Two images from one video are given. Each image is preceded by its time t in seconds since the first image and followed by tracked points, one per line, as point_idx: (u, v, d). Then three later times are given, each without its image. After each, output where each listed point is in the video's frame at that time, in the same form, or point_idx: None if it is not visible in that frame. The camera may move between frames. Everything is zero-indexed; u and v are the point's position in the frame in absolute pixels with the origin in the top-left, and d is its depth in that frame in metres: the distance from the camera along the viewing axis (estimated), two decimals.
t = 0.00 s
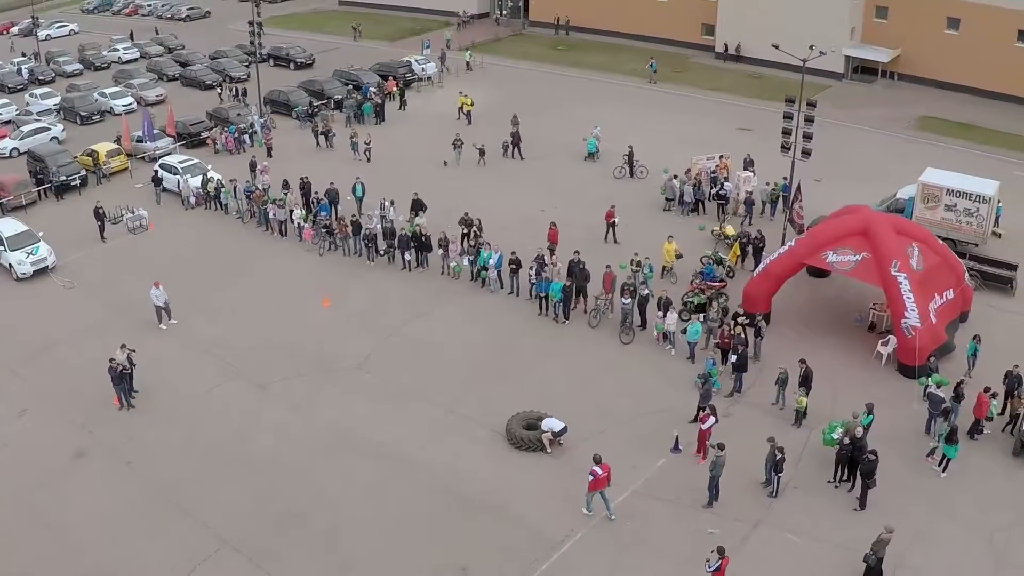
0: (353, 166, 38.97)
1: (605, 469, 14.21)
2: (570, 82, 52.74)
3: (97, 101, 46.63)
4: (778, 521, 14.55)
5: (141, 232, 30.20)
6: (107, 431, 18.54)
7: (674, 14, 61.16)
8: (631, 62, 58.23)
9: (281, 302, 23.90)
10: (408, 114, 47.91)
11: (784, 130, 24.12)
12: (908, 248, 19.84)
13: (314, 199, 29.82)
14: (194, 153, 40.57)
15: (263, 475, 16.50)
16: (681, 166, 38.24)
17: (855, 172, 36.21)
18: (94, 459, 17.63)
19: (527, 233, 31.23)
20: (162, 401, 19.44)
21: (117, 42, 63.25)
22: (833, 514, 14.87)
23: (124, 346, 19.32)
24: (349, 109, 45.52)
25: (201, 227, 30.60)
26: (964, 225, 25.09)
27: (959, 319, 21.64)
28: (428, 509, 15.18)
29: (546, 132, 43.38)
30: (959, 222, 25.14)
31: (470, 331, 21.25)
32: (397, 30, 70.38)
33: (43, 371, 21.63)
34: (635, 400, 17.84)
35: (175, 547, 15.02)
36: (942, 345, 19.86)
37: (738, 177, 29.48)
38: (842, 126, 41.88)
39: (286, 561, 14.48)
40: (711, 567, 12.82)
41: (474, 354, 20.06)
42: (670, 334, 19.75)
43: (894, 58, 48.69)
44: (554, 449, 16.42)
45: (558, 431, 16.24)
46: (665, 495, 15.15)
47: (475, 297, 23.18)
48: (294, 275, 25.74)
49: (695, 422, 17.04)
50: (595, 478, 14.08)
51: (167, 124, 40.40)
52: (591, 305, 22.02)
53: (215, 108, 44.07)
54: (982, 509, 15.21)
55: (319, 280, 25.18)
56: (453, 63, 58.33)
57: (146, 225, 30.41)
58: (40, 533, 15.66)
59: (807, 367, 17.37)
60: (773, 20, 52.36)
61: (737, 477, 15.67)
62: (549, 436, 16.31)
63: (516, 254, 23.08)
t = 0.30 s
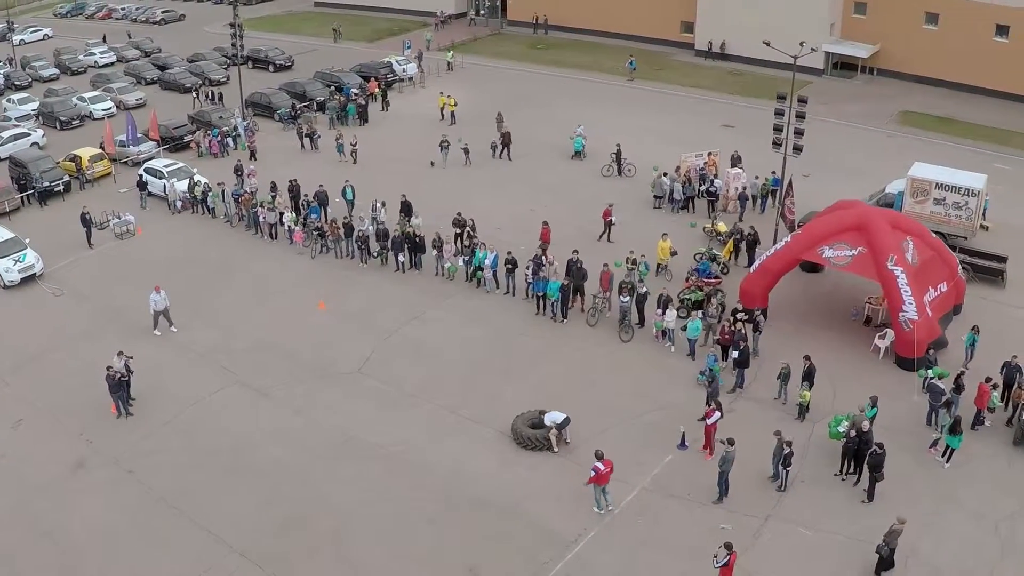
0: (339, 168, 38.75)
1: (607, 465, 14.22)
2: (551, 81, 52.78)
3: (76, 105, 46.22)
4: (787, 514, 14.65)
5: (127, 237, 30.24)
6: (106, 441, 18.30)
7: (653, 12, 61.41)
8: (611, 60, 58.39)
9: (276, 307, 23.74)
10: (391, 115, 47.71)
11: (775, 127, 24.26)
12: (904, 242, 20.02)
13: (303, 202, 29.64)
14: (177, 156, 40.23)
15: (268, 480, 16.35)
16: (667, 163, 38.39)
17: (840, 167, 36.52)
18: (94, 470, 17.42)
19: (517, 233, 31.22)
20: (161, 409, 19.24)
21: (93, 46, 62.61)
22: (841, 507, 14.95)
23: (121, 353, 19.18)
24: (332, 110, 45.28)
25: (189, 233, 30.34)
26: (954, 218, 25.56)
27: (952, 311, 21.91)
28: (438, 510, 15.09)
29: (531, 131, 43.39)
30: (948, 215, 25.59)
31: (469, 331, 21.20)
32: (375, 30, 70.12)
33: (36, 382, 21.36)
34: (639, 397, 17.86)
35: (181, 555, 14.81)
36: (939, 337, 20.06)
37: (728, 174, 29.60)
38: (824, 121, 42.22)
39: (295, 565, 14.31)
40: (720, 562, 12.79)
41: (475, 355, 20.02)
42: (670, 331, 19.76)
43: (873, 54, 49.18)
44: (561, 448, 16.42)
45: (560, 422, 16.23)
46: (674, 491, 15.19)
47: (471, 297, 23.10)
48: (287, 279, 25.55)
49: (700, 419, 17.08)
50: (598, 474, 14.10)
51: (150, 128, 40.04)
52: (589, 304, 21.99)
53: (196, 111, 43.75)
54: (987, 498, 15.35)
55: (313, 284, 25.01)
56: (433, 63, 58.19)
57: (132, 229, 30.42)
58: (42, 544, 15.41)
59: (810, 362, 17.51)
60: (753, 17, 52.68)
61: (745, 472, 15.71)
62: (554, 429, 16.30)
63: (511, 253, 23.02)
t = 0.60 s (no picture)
0: (332, 171, 38.59)
1: (618, 464, 14.34)
2: (541, 81, 52.78)
3: (63, 109, 45.94)
4: (802, 511, 14.70)
5: (122, 242, 30.21)
6: (112, 450, 18.17)
7: (640, 11, 61.53)
8: (600, 60, 58.45)
9: (278, 310, 23.62)
10: (382, 116, 47.60)
11: (774, 125, 24.36)
12: (906, 239, 20.16)
13: (300, 205, 29.54)
14: (169, 160, 40.00)
15: (280, 486, 16.25)
16: (662, 162, 38.48)
17: (833, 164, 36.74)
18: (102, 478, 17.29)
19: (515, 233, 31.21)
20: (166, 415, 19.11)
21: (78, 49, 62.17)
22: (855, 502, 15.01)
23: (125, 359, 19.02)
24: (324, 112, 45.11)
25: (185, 238, 30.16)
26: (951, 215, 25.85)
27: (953, 307, 22.08)
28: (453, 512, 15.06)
29: (523, 131, 43.37)
30: (945, 212, 25.87)
31: (474, 332, 21.16)
32: (361, 32, 69.91)
33: (37, 390, 21.17)
34: (648, 396, 17.89)
35: (194, 562, 14.71)
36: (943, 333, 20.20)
37: (725, 172, 29.68)
38: (815, 119, 42.45)
39: (311, 569, 14.22)
40: (731, 560, 12.82)
41: (481, 356, 19.99)
42: (676, 329, 19.76)
43: (861, 51, 49.50)
44: (575, 448, 16.47)
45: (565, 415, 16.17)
46: (688, 488, 15.20)
47: (474, 298, 23.07)
48: (287, 282, 25.40)
49: (711, 417, 17.10)
50: (609, 473, 14.18)
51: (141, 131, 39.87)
52: (593, 304, 21.98)
53: (186, 114, 43.51)
54: (999, 492, 15.45)
55: (314, 287, 24.91)
56: (422, 64, 58.05)
57: (127, 234, 30.40)
58: (53, 555, 15.29)
59: (819, 360, 17.60)
60: (741, 15, 52.86)
61: (757, 469, 15.76)
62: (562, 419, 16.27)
63: (514, 254, 22.97)
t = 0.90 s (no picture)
0: (328, 172, 38.46)
1: (627, 459, 14.39)
2: (531, 80, 52.82)
3: (52, 113, 45.62)
4: (818, 506, 14.78)
5: (119, 245, 30.04)
6: (120, 457, 18.03)
7: (629, 9, 61.65)
8: (589, 59, 58.50)
9: (281, 313, 23.52)
10: (374, 117, 47.50)
11: (774, 123, 24.46)
12: (909, 235, 20.29)
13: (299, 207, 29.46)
14: (162, 163, 39.91)
15: (293, 490, 16.18)
16: (657, 161, 38.59)
17: (827, 161, 36.96)
18: (111, 486, 17.16)
19: (514, 232, 31.21)
20: (173, 421, 18.98)
21: (63, 52, 61.69)
22: (869, 497, 15.10)
23: (130, 365, 18.90)
24: (316, 113, 44.97)
25: (182, 243, 29.98)
26: (948, 211, 26.13)
27: (954, 304, 22.24)
28: (469, 512, 15.04)
29: (517, 131, 43.38)
30: (943, 208, 26.16)
31: (480, 333, 21.14)
32: (349, 32, 69.70)
33: (39, 397, 20.98)
34: (658, 395, 17.92)
35: (209, 569, 14.61)
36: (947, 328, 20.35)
37: (723, 170, 29.80)
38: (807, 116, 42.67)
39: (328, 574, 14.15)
40: (744, 557, 12.79)
41: (489, 357, 19.97)
42: (683, 328, 19.81)
43: (851, 48, 49.81)
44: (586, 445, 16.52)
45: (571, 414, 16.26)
46: (703, 486, 15.24)
47: (478, 299, 23.05)
48: (288, 285, 25.30)
49: (722, 415, 17.15)
50: (619, 468, 14.24)
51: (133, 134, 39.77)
52: (597, 303, 22.01)
53: (177, 116, 43.38)
54: (1010, 485, 15.58)
55: (315, 289, 24.83)
56: (413, 64, 57.92)
57: (123, 238, 30.21)
58: (65, 565, 15.15)
59: (827, 356, 17.70)
60: (731, 14, 53.10)
61: (770, 465, 15.82)
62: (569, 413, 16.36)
63: (518, 254, 22.97)
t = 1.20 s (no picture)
0: (320, 174, 38.33)
1: (633, 452, 14.52)
2: (520, 80, 52.85)
3: (38, 116, 45.25)
4: (831, 501, 14.88)
5: (112, 250, 29.99)
6: (125, 465, 17.89)
7: (615, 9, 61.81)
8: (577, 58, 58.56)
9: (282, 316, 23.40)
10: (364, 117, 47.38)
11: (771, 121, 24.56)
12: (910, 231, 20.45)
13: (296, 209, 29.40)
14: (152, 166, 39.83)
15: (304, 495, 16.10)
16: (650, 159, 38.72)
17: (818, 158, 37.20)
18: (118, 494, 17.02)
19: (510, 232, 31.21)
20: (178, 426, 18.84)
21: (46, 55, 61.16)
22: (880, 491, 15.21)
23: (134, 371, 18.67)
24: (306, 115, 44.79)
25: (177, 247, 29.80)
26: (944, 206, 26.37)
27: (953, 298, 22.43)
28: (483, 513, 15.02)
29: (508, 131, 43.39)
30: (938, 204, 26.41)
31: (484, 333, 21.12)
32: (335, 33, 69.44)
33: (39, 405, 20.78)
34: (666, 393, 17.96)
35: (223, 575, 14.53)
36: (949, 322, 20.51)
37: (719, 168, 29.91)
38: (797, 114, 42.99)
39: None
40: (755, 550, 12.80)
41: (494, 357, 19.95)
42: (687, 325, 19.83)
43: (838, 46, 50.13)
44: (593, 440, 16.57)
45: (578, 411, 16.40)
46: (717, 482, 15.28)
47: (481, 299, 23.03)
48: (287, 288, 25.18)
49: (731, 411, 17.22)
50: (626, 463, 14.30)
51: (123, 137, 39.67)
52: (600, 302, 21.99)
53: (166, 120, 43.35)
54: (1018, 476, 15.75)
55: (316, 291, 24.73)
56: (400, 65, 57.79)
57: (117, 242, 30.26)
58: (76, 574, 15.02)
59: (833, 351, 17.80)
60: (718, 13, 53.33)
61: (780, 461, 15.89)
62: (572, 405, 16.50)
63: (519, 253, 22.92)
